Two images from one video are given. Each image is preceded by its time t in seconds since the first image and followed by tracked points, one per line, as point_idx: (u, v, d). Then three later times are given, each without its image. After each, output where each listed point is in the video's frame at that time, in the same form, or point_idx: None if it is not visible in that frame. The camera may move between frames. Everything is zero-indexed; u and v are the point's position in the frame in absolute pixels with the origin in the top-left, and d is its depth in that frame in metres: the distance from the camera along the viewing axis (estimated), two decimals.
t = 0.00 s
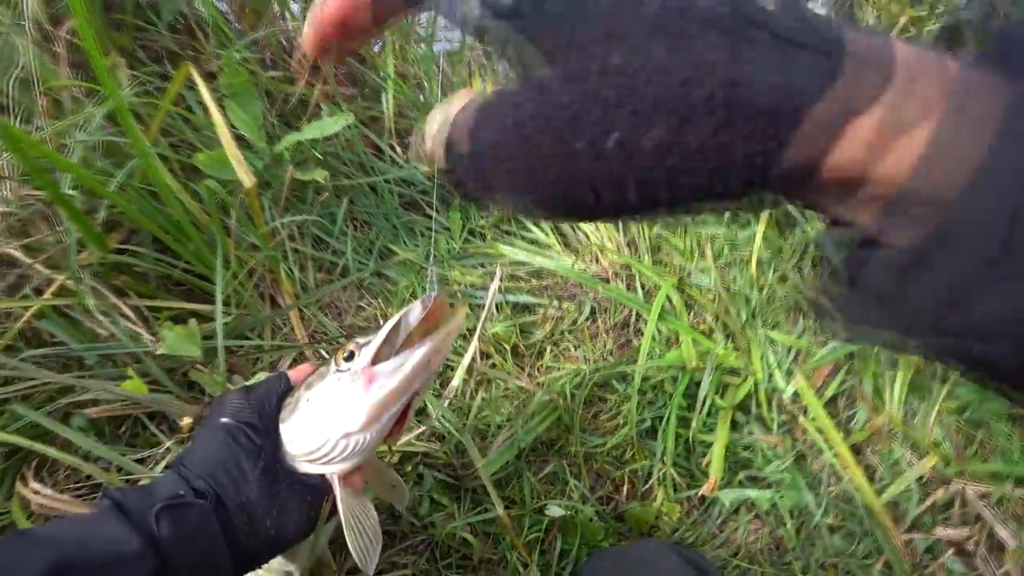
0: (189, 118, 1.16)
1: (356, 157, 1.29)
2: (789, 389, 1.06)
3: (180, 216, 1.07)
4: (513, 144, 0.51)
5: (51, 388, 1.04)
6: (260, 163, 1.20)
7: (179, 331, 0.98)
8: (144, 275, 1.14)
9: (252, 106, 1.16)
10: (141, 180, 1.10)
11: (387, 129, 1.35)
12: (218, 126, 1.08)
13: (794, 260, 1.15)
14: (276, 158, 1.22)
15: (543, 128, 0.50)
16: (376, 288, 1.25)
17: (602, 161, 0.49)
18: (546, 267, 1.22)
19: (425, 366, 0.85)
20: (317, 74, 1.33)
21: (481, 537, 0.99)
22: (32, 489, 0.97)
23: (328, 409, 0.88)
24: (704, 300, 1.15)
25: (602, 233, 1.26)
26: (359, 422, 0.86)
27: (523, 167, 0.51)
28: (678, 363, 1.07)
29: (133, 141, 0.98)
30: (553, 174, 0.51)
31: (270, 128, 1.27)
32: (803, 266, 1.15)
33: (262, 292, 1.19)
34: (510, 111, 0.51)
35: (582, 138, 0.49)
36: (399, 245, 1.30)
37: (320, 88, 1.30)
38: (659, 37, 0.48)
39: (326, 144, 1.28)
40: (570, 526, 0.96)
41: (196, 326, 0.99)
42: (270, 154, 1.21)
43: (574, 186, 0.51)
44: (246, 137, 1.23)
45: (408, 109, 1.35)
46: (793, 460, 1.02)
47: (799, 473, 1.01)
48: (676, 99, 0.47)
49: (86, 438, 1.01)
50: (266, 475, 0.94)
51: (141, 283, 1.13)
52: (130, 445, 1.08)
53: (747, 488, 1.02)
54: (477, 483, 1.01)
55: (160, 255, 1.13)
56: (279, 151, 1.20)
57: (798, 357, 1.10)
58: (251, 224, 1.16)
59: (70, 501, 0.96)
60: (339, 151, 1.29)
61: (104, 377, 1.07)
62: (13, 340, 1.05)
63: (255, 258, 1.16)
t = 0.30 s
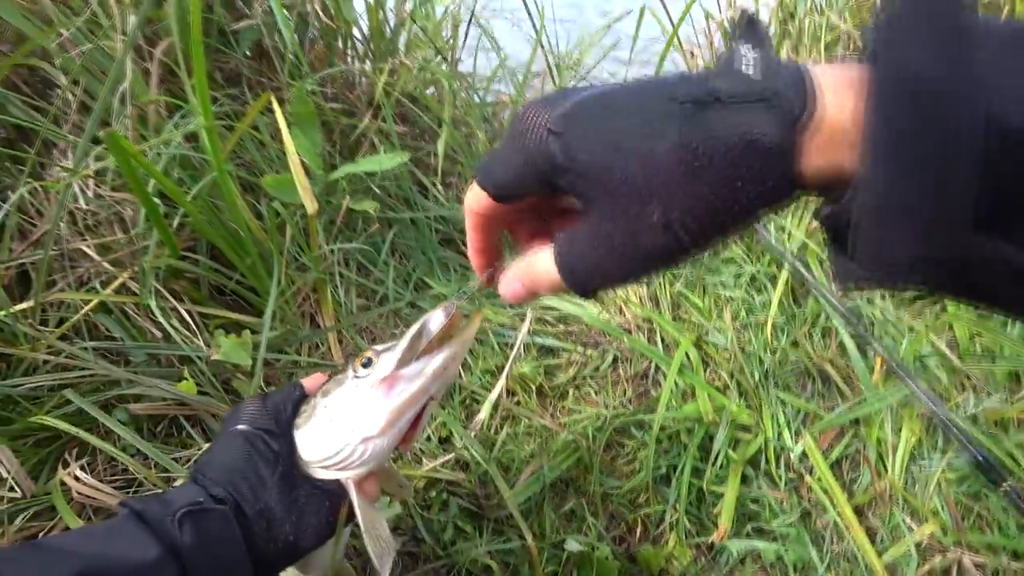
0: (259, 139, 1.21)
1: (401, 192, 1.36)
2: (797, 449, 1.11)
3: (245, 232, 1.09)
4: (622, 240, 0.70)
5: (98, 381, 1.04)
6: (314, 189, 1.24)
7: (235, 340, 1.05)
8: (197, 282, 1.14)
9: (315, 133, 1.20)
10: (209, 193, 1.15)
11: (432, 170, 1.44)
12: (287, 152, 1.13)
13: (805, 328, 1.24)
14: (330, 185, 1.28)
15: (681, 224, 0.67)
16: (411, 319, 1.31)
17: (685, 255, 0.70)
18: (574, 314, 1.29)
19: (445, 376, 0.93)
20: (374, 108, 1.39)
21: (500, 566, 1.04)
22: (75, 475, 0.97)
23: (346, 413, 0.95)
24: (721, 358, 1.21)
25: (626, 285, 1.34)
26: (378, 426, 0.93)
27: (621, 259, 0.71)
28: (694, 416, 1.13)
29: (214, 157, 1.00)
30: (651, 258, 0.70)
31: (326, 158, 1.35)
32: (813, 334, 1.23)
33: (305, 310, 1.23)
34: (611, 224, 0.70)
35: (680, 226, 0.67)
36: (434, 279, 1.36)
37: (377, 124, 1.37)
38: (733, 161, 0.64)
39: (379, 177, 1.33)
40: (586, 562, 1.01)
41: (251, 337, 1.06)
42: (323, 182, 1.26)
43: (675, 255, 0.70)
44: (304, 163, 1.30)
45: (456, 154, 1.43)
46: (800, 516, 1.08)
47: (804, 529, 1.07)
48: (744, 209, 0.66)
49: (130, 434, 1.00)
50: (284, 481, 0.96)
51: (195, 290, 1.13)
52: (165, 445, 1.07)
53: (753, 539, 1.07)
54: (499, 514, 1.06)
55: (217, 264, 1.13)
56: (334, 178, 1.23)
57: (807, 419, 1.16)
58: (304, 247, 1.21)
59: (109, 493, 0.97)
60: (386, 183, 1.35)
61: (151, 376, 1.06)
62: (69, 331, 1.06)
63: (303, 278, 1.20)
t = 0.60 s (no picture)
0: (275, 167, 1.25)
1: (408, 223, 1.39)
2: (787, 490, 1.13)
3: (258, 258, 1.12)
4: (623, 357, 0.67)
5: (105, 396, 1.05)
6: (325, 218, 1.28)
7: (243, 362, 1.08)
8: (208, 304, 1.16)
9: (329, 164, 1.26)
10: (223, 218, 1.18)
11: (439, 202, 1.48)
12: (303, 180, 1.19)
13: (798, 372, 1.26)
14: (340, 215, 1.32)
15: (680, 353, 0.65)
16: (413, 348, 1.33)
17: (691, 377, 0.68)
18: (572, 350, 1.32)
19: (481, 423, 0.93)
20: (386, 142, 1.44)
21: None
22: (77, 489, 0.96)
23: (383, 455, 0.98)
24: (714, 399, 1.24)
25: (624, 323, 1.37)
26: (403, 471, 0.94)
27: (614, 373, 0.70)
28: (688, 455, 1.16)
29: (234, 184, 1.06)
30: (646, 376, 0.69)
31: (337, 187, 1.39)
32: (805, 378, 1.26)
33: (310, 336, 1.26)
34: (612, 343, 0.68)
35: (681, 359, 0.65)
36: (436, 310, 1.39)
37: (389, 157, 1.41)
38: (765, 305, 0.60)
39: (388, 209, 1.37)
40: None
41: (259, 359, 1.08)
42: (334, 211, 1.30)
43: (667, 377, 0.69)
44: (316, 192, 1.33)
45: (463, 189, 1.48)
46: (789, 557, 1.09)
47: (792, 571, 1.08)
48: (766, 351, 0.62)
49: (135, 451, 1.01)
50: (313, 498, 1.02)
51: (205, 311, 1.15)
52: (165, 463, 1.08)
53: None
54: (494, 546, 1.08)
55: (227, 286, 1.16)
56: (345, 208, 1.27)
57: (797, 462, 1.18)
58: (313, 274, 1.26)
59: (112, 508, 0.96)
60: (394, 214, 1.39)
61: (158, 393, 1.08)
62: (79, 345, 1.08)
63: (310, 304, 1.23)
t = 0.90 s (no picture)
0: (296, 189, 1.29)
1: (421, 250, 1.43)
2: (780, 532, 1.16)
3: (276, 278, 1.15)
4: (591, 368, 0.70)
5: (117, 404, 1.06)
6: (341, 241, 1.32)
7: (257, 380, 1.11)
8: (224, 318, 1.20)
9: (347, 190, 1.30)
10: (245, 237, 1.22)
11: (452, 232, 1.52)
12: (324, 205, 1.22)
13: (792, 416, 1.31)
14: (356, 240, 1.35)
15: (641, 352, 0.68)
16: (418, 374, 1.36)
17: (668, 383, 0.70)
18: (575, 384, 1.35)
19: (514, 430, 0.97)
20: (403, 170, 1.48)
21: None
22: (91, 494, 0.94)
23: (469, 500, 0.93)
24: (712, 438, 1.27)
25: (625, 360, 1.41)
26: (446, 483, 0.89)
27: (588, 383, 0.72)
28: (684, 493, 1.19)
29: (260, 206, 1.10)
30: (620, 382, 0.70)
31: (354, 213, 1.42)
32: (800, 423, 1.30)
33: (320, 356, 1.28)
34: (576, 349, 0.71)
35: (644, 356, 0.68)
36: (443, 337, 1.42)
37: (406, 185, 1.44)
38: (710, 289, 0.65)
39: (402, 236, 1.41)
40: None
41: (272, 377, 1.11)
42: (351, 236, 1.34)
43: (642, 386, 0.71)
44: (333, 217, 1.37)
45: (475, 220, 1.52)
46: None
47: None
48: (727, 340, 0.66)
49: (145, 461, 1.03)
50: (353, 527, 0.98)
51: (221, 325, 1.19)
52: (171, 474, 1.09)
53: None
54: None
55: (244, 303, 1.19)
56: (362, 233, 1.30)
57: (790, 505, 1.21)
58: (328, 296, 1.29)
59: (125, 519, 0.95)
60: (407, 243, 1.43)
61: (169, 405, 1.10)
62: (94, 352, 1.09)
63: (322, 325, 1.26)
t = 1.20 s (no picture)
0: (357, 202, 1.36)
1: (467, 270, 1.49)
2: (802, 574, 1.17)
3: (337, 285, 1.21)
4: (605, 369, 0.72)
5: (177, 391, 1.11)
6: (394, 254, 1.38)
7: (310, 381, 1.15)
8: (282, 320, 1.27)
9: (404, 207, 1.36)
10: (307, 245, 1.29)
11: (497, 254, 1.57)
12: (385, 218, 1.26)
13: (818, 459, 1.33)
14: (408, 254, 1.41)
15: (647, 347, 0.68)
16: (456, 388, 1.40)
17: (682, 381, 0.69)
18: (608, 411, 1.38)
19: (564, 478, 0.99)
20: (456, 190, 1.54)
21: None
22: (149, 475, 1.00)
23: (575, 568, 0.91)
24: (739, 475, 1.29)
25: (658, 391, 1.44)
26: (505, 510, 0.99)
27: (608, 388, 0.72)
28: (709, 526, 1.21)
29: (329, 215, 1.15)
30: (635, 379, 0.70)
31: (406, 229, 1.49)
32: (827, 468, 1.32)
33: (364, 364, 1.35)
34: (591, 352, 0.73)
35: (650, 351, 0.68)
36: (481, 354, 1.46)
37: (457, 207, 1.50)
38: (695, 276, 0.66)
39: (450, 255, 1.47)
40: None
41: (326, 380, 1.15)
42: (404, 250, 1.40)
43: (656, 386, 0.70)
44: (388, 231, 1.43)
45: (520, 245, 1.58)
46: None
47: None
48: (725, 322, 0.65)
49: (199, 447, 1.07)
50: None
51: (278, 326, 1.25)
52: (219, 462, 1.15)
53: None
54: None
55: (302, 307, 1.26)
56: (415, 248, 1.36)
57: (813, 547, 1.22)
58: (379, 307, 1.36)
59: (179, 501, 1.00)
60: (454, 261, 1.49)
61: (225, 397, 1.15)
62: (159, 340, 1.16)
63: (371, 334, 1.32)
